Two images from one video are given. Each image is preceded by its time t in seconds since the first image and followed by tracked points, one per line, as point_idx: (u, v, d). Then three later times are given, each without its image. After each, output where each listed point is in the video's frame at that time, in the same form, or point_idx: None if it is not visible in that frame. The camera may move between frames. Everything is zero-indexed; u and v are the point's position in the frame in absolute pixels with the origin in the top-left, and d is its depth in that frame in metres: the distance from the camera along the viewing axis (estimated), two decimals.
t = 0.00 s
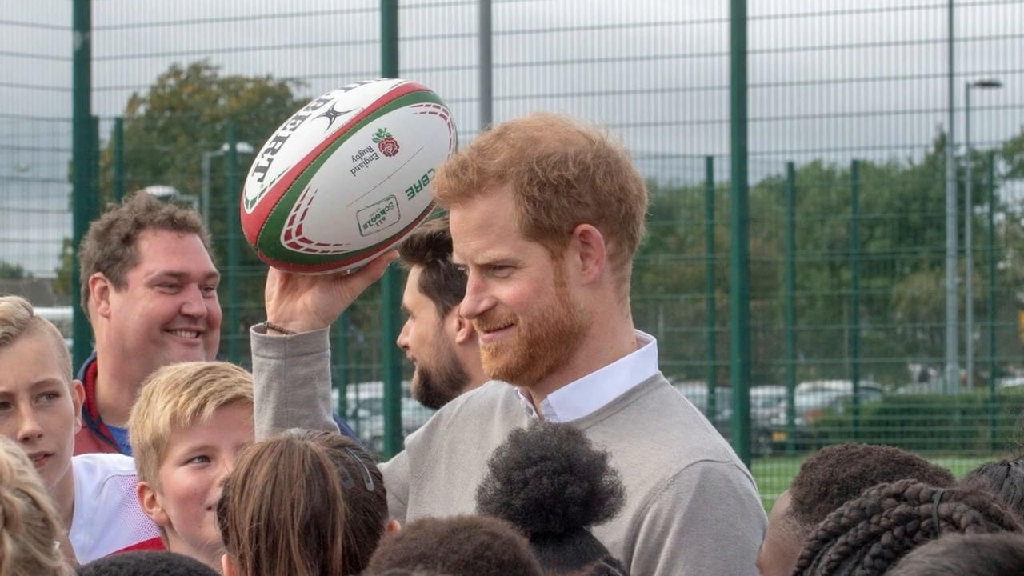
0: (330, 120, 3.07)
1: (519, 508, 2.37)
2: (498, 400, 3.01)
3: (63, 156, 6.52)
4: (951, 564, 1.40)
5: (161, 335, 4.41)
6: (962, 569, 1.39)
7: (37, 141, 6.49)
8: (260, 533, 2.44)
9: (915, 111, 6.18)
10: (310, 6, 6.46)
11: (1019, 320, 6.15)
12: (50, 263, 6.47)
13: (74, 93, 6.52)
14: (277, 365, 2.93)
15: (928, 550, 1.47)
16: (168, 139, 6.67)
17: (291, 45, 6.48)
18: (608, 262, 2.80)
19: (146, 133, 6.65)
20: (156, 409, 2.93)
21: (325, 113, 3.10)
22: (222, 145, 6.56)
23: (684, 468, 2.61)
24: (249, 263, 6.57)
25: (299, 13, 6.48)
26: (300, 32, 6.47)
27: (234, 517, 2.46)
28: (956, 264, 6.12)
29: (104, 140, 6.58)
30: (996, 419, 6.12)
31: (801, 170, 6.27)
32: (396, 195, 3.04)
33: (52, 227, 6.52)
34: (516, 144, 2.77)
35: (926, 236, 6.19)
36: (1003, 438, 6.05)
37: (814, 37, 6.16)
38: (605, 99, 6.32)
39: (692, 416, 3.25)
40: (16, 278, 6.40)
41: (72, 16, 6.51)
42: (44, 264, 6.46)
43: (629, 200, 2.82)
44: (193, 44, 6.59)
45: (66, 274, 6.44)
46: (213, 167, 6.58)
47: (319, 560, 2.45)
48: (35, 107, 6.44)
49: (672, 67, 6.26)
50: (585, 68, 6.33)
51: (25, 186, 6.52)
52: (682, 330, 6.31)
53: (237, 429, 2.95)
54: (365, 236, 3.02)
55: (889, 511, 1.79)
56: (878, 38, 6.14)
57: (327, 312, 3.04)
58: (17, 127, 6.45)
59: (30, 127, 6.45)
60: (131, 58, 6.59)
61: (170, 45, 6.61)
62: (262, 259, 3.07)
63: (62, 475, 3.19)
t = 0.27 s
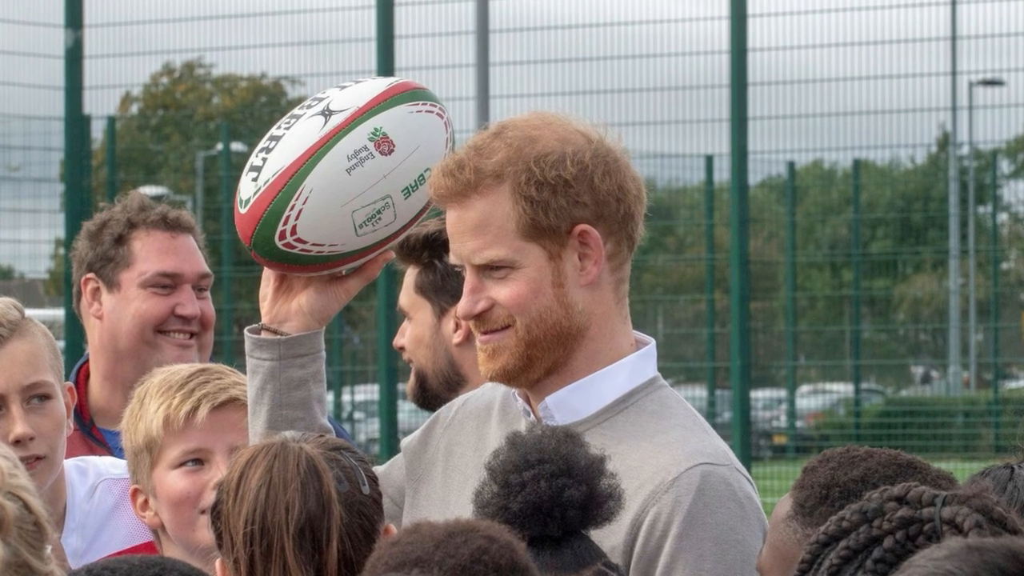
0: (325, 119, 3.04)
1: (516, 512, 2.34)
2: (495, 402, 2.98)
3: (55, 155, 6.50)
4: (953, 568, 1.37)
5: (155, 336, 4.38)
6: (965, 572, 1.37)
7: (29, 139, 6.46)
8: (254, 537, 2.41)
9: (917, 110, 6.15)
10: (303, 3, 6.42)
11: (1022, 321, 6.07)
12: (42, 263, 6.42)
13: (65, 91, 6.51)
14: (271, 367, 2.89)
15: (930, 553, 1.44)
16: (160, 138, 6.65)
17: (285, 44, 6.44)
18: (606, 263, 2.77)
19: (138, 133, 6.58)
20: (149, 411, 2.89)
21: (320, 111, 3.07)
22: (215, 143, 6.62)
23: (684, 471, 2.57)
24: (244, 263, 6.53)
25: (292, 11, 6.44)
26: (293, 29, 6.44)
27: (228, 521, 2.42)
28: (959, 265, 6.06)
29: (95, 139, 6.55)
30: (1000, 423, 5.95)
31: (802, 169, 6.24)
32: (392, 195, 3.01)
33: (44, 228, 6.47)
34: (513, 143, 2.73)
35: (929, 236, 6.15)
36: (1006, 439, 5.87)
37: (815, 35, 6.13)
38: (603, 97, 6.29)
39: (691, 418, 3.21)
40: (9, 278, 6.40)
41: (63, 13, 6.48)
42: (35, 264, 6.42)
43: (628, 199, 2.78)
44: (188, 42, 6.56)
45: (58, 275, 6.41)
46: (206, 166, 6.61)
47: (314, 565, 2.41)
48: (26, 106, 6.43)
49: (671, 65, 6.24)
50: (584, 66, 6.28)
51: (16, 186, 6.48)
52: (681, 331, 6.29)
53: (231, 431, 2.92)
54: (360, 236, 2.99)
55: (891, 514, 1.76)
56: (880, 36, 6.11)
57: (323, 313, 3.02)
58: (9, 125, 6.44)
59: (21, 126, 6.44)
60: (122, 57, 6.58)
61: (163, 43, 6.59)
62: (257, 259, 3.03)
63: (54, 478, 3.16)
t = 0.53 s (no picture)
0: (321, 118, 3.01)
1: (514, 516, 2.30)
2: (492, 404, 2.94)
3: (46, 154, 6.47)
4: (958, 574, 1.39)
5: (148, 338, 4.35)
6: None
7: (20, 138, 6.43)
8: (248, 541, 2.37)
9: (920, 108, 6.12)
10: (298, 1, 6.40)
11: None
12: (33, 264, 6.40)
13: (56, 90, 6.50)
14: (265, 369, 2.87)
15: (932, 558, 1.45)
16: (153, 137, 6.62)
17: (279, 42, 6.42)
18: (604, 263, 2.73)
19: (131, 131, 6.58)
20: (142, 413, 2.86)
21: (315, 110, 3.03)
22: (209, 143, 6.54)
23: (684, 474, 2.53)
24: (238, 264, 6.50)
25: (286, 9, 6.42)
26: (287, 27, 6.42)
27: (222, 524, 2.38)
28: (962, 265, 6.06)
29: (88, 137, 6.52)
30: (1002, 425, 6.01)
31: (802, 169, 6.20)
32: (388, 194, 2.98)
33: (36, 228, 6.42)
34: (510, 143, 2.70)
35: (931, 236, 6.19)
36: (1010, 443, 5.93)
37: (815, 32, 6.12)
38: (601, 96, 6.26)
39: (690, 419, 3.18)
40: None
41: (55, 11, 6.48)
42: (26, 265, 6.40)
43: (627, 199, 2.75)
44: (181, 41, 6.53)
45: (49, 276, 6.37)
46: (200, 166, 6.53)
47: (309, 569, 2.37)
48: (17, 105, 6.41)
49: (671, 63, 6.22)
50: (583, 64, 6.24)
51: (7, 186, 6.44)
52: (681, 333, 6.24)
53: (225, 435, 2.89)
54: (355, 237, 2.95)
55: (893, 518, 1.72)
56: (881, 34, 6.08)
57: (318, 315, 2.97)
58: None
59: (11, 125, 6.41)
60: (115, 55, 6.56)
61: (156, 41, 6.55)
62: (251, 260, 3.00)
63: (45, 482, 3.13)
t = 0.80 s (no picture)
0: (315, 116, 2.97)
1: (511, 520, 2.26)
2: (489, 407, 2.91)
3: (37, 153, 6.45)
4: None
5: (140, 339, 4.32)
6: None
7: (12, 138, 6.41)
8: (242, 545, 2.33)
9: (922, 107, 6.09)
10: None
11: None
12: (24, 265, 6.35)
13: (48, 88, 6.47)
14: (260, 370, 2.83)
15: (935, 563, 1.41)
16: (145, 137, 6.60)
17: (273, 39, 6.38)
18: (603, 263, 2.69)
19: (123, 130, 6.57)
20: (134, 416, 2.83)
21: (310, 109, 3.00)
22: (203, 142, 6.48)
23: (683, 477, 2.50)
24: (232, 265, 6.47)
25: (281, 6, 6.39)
26: (280, 24, 6.39)
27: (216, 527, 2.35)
28: (965, 265, 6.05)
29: (80, 137, 6.50)
30: (1006, 427, 5.97)
31: (802, 169, 6.15)
32: (384, 194, 2.94)
33: (27, 228, 6.41)
34: (507, 142, 2.66)
35: (933, 237, 6.15)
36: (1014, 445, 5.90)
37: (816, 30, 6.09)
38: (600, 94, 6.24)
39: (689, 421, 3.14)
40: None
41: (46, 9, 6.47)
42: (17, 266, 6.35)
43: (625, 199, 2.71)
44: (173, 38, 6.46)
45: (40, 277, 6.33)
46: (193, 164, 6.52)
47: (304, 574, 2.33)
48: (9, 103, 6.37)
49: (671, 61, 6.18)
50: (581, 62, 6.21)
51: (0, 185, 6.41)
52: (680, 334, 6.21)
53: (219, 437, 2.85)
54: (351, 237, 2.92)
55: (894, 522, 1.69)
56: (883, 32, 6.03)
57: (313, 316, 2.95)
58: None
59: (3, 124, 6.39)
60: (108, 54, 6.55)
61: (149, 39, 6.51)
62: (244, 261, 2.97)
63: (36, 485, 3.10)
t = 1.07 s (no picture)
0: (310, 115, 2.94)
1: (508, 524, 2.23)
2: (486, 409, 2.87)
3: (28, 152, 6.41)
4: None
5: (133, 341, 4.29)
6: None
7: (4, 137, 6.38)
8: (236, 549, 2.29)
9: (924, 106, 6.04)
10: None
11: None
12: (15, 265, 6.29)
13: (39, 87, 6.42)
14: (255, 372, 2.81)
15: (938, 567, 1.37)
16: (139, 135, 6.51)
17: (265, 37, 6.37)
18: (601, 264, 2.66)
19: (116, 130, 6.49)
20: (127, 418, 2.80)
21: (305, 108, 2.97)
22: (196, 141, 6.43)
23: (683, 480, 2.46)
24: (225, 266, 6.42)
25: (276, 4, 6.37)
26: (273, 22, 6.37)
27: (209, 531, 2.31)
28: (968, 266, 5.95)
29: (72, 135, 6.47)
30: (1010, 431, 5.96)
31: (806, 168, 6.15)
32: (379, 194, 2.91)
33: (18, 229, 6.38)
34: (505, 141, 2.63)
35: (936, 238, 6.07)
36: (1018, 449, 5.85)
37: (816, 28, 6.05)
38: (599, 93, 6.20)
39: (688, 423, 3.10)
40: None
41: (39, 6, 6.39)
42: (8, 266, 6.29)
43: (624, 199, 2.67)
44: (167, 35, 6.46)
45: (32, 277, 6.27)
46: (186, 163, 6.44)
47: None
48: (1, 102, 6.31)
49: (670, 59, 6.14)
50: (577, 61, 6.20)
51: None
52: (680, 336, 6.21)
53: (212, 440, 2.82)
54: (346, 238, 2.89)
55: (896, 526, 1.65)
56: (884, 30, 6.00)
57: (307, 318, 2.92)
58: None
59: None
60: (101, 52, 6.50)
61: (140, 37, 6.50)
62: (238, 261, 2.94)
63: (27, 489, 3.06)
